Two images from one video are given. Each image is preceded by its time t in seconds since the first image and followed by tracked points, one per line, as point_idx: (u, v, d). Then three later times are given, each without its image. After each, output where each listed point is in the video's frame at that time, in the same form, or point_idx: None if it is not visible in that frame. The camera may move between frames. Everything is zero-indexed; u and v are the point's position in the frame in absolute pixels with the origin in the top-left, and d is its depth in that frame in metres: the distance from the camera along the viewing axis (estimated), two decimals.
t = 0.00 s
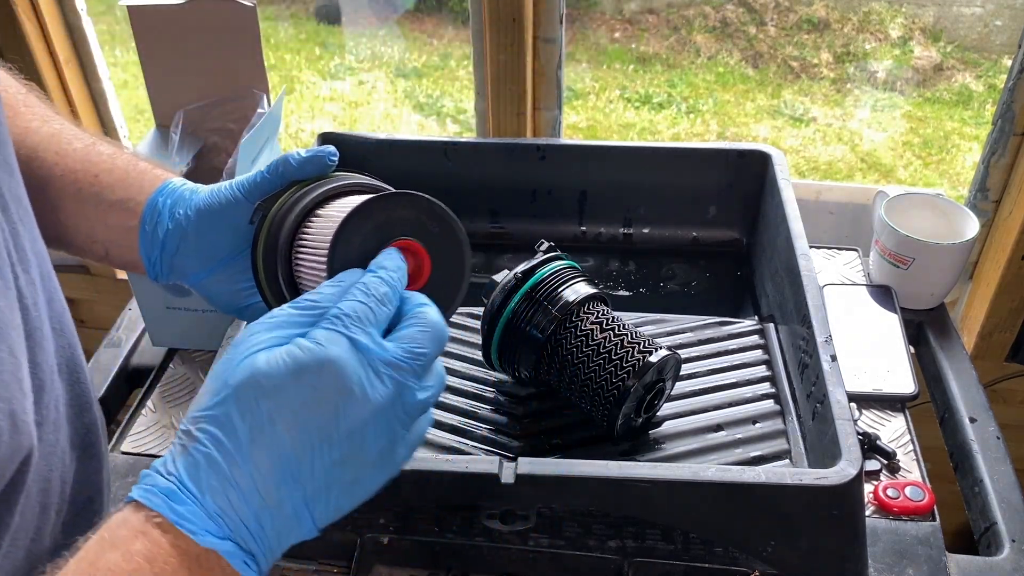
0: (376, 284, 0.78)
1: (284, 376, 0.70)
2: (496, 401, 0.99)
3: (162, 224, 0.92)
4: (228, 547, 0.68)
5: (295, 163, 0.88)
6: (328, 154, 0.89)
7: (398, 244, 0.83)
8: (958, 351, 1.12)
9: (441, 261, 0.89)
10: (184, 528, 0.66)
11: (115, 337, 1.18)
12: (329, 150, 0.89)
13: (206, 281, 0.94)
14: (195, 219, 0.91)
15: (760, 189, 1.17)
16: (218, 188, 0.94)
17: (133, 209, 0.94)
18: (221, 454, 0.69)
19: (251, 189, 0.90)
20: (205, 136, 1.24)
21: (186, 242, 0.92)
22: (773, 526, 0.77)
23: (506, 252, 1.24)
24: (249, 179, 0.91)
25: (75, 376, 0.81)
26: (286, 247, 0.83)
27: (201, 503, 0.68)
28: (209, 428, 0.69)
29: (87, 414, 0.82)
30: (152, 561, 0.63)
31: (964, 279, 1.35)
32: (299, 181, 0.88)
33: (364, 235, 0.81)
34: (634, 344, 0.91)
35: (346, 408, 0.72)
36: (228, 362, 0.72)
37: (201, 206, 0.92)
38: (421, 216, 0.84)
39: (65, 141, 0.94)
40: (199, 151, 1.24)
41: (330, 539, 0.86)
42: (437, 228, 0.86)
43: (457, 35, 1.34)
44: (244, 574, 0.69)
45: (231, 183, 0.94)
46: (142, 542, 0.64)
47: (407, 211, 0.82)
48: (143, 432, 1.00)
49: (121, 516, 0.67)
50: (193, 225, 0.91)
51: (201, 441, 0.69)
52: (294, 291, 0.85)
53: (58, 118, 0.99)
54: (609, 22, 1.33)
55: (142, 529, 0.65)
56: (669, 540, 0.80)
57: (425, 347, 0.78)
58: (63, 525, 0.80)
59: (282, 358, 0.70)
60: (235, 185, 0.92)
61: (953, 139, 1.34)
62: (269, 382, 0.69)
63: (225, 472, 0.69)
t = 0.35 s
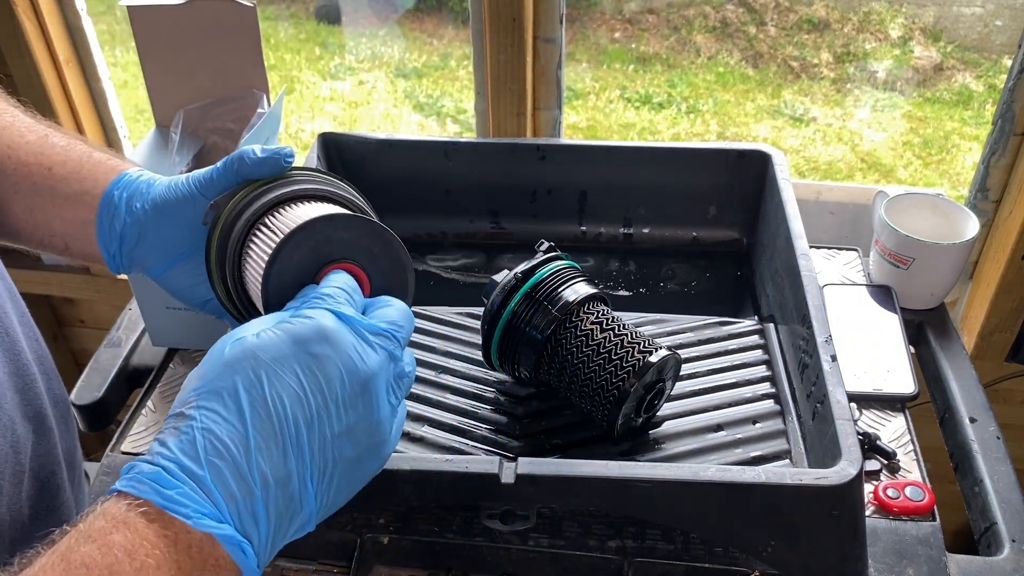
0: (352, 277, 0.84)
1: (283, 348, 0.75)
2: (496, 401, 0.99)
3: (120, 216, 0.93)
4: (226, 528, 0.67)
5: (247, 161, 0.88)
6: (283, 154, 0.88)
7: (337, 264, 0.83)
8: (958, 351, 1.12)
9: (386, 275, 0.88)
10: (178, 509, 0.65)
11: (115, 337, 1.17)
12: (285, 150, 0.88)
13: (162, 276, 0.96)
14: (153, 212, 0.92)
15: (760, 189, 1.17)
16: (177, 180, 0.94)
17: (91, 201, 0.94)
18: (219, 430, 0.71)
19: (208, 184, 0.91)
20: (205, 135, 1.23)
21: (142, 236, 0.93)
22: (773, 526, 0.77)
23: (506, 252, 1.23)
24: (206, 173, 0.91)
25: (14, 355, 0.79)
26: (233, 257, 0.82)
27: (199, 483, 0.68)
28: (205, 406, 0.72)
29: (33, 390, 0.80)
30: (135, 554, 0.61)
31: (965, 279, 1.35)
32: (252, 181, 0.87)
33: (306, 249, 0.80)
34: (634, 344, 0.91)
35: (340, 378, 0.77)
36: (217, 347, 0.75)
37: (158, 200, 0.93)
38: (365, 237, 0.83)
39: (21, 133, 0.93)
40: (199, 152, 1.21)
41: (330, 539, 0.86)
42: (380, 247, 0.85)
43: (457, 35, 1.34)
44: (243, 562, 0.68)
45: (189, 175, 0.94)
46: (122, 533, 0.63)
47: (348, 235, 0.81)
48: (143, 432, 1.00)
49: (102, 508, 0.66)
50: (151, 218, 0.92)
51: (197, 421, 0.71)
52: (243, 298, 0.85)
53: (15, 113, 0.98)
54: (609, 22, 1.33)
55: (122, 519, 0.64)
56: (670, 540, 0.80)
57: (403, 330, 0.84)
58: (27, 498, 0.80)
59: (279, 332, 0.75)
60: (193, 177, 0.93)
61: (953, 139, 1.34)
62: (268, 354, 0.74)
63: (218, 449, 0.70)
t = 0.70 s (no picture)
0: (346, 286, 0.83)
1: (304, 372, 0.75)
2: (496, 400, 0.99)
3: (109, 205, 0.93)
4: (257, 558, 0.69)
5: (236, 157, 0.87)
6: (274, 152, 0.87)
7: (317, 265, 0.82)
8: (958, 351, 1.12)
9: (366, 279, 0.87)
10: (214, 542, 0.66)
11: (115, 337, 1.17)
12: (276, 150, 0.88)
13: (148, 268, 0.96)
14: (142, 202, 0.92)
15: (759, 189, 1.17)
16: (167, 170, 0.94)
17: (81, 191, 0.94)
18: (244, 459, 0.71)
19: (197, 177, 0.91)
20: (205, 135, 1.23)
21: (131, 227, 0.94)
22: (774, 526, 0.77)
23: (506, 252, 1.23)
24: (195, 166, 0.91)
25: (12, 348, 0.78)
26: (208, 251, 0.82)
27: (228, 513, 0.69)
28: (229, 432, 0.71)
29: (35, 382, 0.80)
30: None
31: (965, 279, 1.35)
32: (242, 177, 0.87)
33: (285, 250, 0.79)
34: (634, 344, 0.91)
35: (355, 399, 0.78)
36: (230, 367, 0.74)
37: (148, 191, 0.93)
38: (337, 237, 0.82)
39: (9, 124, 0.92)
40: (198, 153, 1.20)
41: (330, 539, 0.86)
42: (360, 252, 0.84)
43: (457, 35, 1.34)
44: None
45: (180, 166, 0.94)
46: (162, 560, 0.63)
47: (327, 237, 0.81)
48: (143, 432, 1.00)
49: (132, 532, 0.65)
50: (140, 208, 0.93)
51: (220, 449, 0.71)
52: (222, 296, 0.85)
53: (2, 105, 0.98)
54: (609, 22, 1.33)
55: (160, 545, 0.64)
56: (670, 540, 0.80)
57: (398, 339, 0.84)
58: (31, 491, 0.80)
59: (297, 354, 0.75)
60: (182, 169, 0.92)
61: (953, 139, 1.34)
62: (287, 379, 0.74)
63: (245, 477, 0.71)
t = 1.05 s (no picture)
0: (415, 269, 0.83)
1: (328, 350, 0.74)
2: (495, 400, 0.99)
3: (117, 214, 0.92)
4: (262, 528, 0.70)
5: (256, 154, 0.89)
6: (295, 148, 0.90)
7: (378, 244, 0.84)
8: (958, 351, 1.12)
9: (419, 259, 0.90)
10: (222, 511, 0.67)
11: (115, 337, 1.17)
12: (296, 146, 0.90)
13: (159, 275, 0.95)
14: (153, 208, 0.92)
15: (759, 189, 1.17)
16: (176, 177, 0.95)
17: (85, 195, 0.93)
18: (259, 432, 0.71)
19: (212, 179, 0.92)
20: (205, 135, 1.23)
21: (141, 233, 0.93)
22: (773, 526, 0.77)
23: (506, 252, 1.24)
24: (209, 169, 0.92)
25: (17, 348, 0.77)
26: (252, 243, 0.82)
27: (239, 482, 0.70)
28: (246, 402, 0.71)
29: (42, 382, 0.79)
30: (192, 542, 0.64)
31: (965, 279, 1.35)
32: (264, 174, 0.89)
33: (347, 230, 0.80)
34: (634, 344, 0.91)
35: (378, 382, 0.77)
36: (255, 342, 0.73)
37: (157, 196, 0.93)
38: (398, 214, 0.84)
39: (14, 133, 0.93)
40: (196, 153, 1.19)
41: (330, 539, 0.86)
42: (414, 230, 0.87)
43: (457, 35, 1.34)
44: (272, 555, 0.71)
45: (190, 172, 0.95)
46: (179, 521, 0.65)
47: (388, 214, 0.83)
48: (143, 433, 1.00)
49: (152, 492, 0.67)
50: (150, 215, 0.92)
51: (237, 419, 0.71)
52: (260, 292, 0.84)
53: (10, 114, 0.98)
54: (609, 22, 1.33)
55: (178, 507, 0.66)
56: (670, 540, 0.80)
57: (445, 336, 0.85)
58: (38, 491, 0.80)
59: (322, 331, 0.74)
60: (194, 174, 0.93)
61: (952, 139, 1.34)
62: (310, 357, 0.73)
63: (258, 450, 0.71)
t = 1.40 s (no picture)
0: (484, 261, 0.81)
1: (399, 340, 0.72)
2: (495, 400, 0.99)
3: (133, 196, 0.90)
4: (309, 516, 0.67)
5: (270, 119, 0.87)
6: (312, 113, 0.88)
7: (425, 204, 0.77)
8: (958, 351, 1.12)
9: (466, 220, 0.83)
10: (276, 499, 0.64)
11: (115, 337, 1.17)
12: (314, 110, 0.88)
13: (182, 255, 0.93)
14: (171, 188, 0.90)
15: (760, 189, 1.18)
16: (191, 154, 0.92)
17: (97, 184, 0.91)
18: (321, 419, 0.68)
19: (230, 151, 0.90)
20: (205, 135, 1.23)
21: (162, 212, 0.91)
22: (772, 526, 0.77)
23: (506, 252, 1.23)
24: (226, 142, 0.90)
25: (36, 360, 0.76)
26: (276, 210, 0.80)
27: (297, 468, 0.66)
28: (309, 387, 0.68)
29: (55, 390, 0.78)
30: (239, 529, 0.62)
31: (965, 279, 1.35)
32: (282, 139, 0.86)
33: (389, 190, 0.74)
34: (634, 344, 0.91)
35: (444, 377, 0.76)
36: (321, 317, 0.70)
37: (175, 174, 0.91)
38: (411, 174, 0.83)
39: (27, 123, 0.90)
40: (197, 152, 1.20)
41: (329, 539, 0.86)
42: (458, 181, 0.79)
43: (457, 35, 1.34)
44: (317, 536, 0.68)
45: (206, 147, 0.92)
46: (227, 507, 0.62)
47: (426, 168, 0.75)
48: (142, 432, 1.00)
49: (199, 469, 0.63)
50: (169, 195, 0.90)
51: (300, 403, 0.68)
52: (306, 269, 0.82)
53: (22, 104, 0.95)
54: (609, 22, 1.33)
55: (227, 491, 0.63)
56: (669, 540, 0.81)
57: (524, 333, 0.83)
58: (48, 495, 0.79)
59: (398, 321, 0.72)
60: (210, 150, 0.91)
61: (953, 139, 1.34)
62: (379, 344, 0.70)
63: (316, 434, 0.68)
